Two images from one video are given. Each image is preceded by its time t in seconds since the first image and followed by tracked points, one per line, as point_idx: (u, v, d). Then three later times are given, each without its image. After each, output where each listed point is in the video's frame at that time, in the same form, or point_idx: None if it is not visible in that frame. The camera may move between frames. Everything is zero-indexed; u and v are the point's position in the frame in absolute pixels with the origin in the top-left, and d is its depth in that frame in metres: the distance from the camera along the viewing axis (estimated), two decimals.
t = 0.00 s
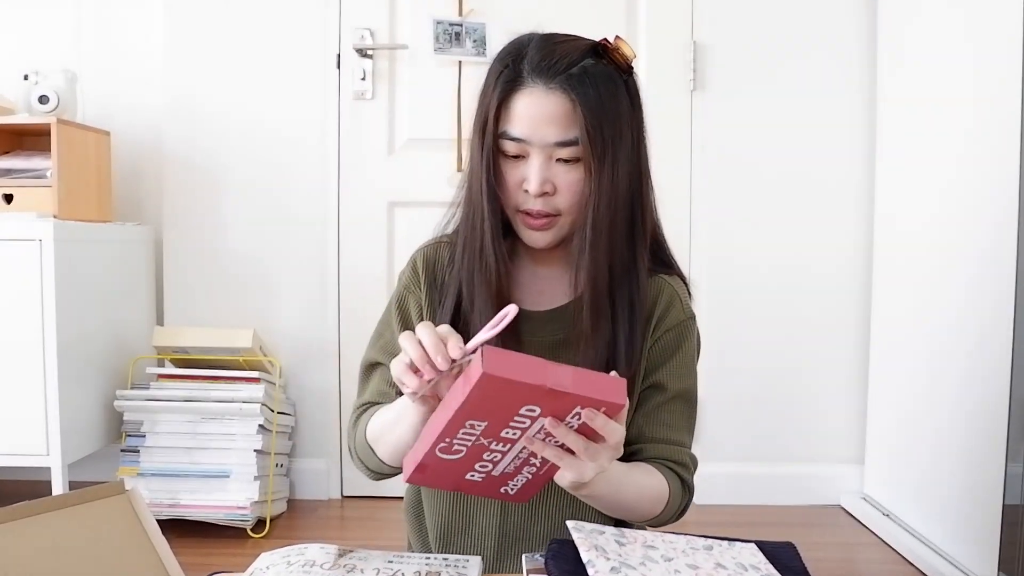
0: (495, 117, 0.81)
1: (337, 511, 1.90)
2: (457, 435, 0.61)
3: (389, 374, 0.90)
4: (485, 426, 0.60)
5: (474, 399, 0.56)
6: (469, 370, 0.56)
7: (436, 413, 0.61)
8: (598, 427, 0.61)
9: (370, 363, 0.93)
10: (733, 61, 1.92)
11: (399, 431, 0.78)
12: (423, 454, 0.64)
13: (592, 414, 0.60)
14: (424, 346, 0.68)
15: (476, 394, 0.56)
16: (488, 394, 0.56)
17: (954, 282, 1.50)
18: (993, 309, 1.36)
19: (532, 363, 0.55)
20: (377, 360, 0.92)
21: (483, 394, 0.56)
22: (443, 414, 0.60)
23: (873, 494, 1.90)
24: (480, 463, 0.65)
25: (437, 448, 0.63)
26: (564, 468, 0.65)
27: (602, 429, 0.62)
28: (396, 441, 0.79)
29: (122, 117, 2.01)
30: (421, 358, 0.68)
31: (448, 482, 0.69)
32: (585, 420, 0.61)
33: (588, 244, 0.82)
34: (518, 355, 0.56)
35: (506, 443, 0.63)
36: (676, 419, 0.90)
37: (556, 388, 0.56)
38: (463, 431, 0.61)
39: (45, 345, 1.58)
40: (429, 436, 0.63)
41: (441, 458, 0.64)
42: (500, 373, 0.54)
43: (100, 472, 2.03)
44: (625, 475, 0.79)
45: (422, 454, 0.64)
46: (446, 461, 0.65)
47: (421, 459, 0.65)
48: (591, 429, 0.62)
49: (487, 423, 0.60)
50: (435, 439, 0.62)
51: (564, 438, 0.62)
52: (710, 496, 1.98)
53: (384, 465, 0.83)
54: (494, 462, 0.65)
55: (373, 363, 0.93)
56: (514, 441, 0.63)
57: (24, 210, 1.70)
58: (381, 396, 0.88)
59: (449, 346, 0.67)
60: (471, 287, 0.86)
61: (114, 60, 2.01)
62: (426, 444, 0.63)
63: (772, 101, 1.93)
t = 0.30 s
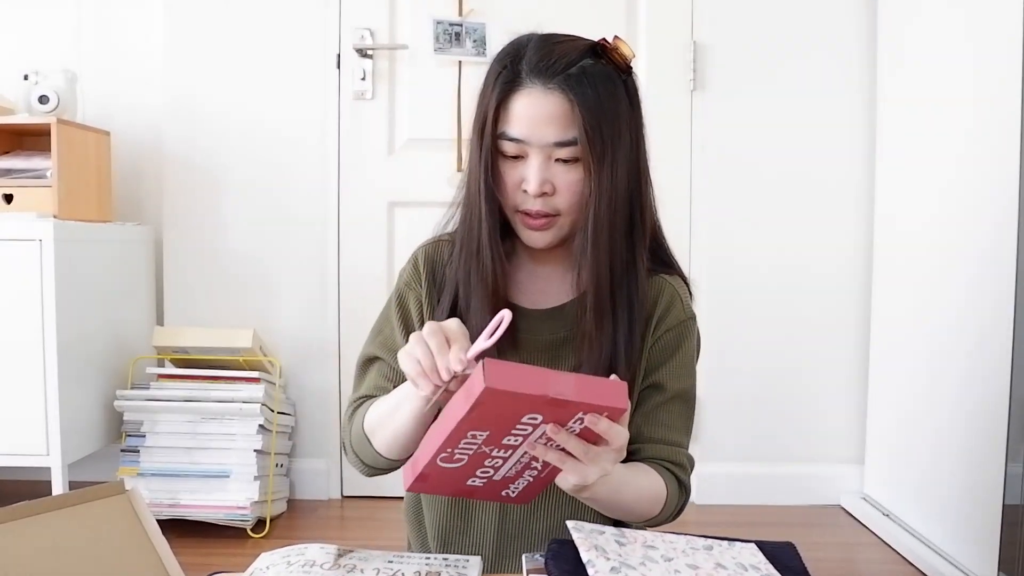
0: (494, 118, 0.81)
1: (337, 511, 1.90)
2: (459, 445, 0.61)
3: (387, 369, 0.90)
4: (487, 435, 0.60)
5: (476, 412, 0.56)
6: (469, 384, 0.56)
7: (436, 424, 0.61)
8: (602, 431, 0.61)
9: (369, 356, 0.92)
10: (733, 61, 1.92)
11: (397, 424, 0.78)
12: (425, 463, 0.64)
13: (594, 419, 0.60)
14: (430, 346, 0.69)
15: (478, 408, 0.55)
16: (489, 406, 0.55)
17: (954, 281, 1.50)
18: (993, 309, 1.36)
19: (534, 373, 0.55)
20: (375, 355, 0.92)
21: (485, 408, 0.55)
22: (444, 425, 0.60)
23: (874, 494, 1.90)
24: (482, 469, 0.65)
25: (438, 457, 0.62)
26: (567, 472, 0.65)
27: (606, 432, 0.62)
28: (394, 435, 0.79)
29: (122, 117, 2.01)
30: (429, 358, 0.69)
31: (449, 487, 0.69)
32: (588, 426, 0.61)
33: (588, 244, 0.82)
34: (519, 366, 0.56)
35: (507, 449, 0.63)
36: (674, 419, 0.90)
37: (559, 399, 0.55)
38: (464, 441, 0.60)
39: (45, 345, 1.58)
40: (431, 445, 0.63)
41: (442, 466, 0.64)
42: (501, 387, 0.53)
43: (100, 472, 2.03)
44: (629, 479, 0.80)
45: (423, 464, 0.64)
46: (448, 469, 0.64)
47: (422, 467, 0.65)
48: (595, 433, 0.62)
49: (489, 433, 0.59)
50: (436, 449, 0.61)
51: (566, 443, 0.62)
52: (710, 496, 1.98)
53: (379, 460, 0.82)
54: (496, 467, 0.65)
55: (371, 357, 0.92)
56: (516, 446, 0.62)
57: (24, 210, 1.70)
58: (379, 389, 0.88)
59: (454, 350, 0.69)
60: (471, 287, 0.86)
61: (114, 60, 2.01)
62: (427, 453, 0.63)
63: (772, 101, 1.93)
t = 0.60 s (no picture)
0: (493, 118, 0.81)
1: (337, 511, 1.90)
2: (467, 427, 0.60)
3: (387, 369, 0.90)
4: (496, 419, 0.59)
5: (488, 391, 0.55)
6: (483, 362, 0.56)
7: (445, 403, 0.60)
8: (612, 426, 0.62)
9: (367, 357, 0.92)
10: (733, 61, 1.92)
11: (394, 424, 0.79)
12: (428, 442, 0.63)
13: (605, 413, 0.60)
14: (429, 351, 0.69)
15: (492, 387, 0.55)
16: (498, 389, 0.55)
17: (954, 281, 1.50)
18: (993, 309, 1.36)
19: (548, 359, 0.55)
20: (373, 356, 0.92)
21: (499, 387, 0.55)
22: (453, 403, 0.60)
23: (874, 494, 1.90)
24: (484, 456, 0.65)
25: (443, 438, 0.62)
26: (571, 466, 0.65)
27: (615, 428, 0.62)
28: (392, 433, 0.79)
29: (122, 117, 2.01)
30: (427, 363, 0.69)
31: (448, 471, 0.68)
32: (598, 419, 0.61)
33: (584, 245, 0.82)
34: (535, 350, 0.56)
35: (513, 437, 0.62)
36: (674, 419, 0.90)
37: (571, 386, 0.55)
38: (471, 424, 0.60)
39: (45, 345, 1.59)
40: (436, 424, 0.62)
41: (446, 449, 0.64)
42: (517, 367, 0.53)
43: (100, 472, 2.03)
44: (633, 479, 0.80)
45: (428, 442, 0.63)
46: (452, 451, 0.64)
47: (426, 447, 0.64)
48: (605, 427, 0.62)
49: (498, 416, 0.59)
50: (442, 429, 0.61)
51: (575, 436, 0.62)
52: (710, 496, 1.97)
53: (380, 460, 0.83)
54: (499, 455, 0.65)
55: (370, 357, 0.92)
56: (522, 435, 0.62)
57: (24, 210, 1.70)
58: (378, 389, 0.88)
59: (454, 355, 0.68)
60: (468, 288, 0.86)
61: (114, 60, 2.01)
62: (432, 433, 0.63)
63: (772, 101, 1.93)
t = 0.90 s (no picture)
0: (494, 120, 0.82)
1: (337, 511, 1.90)
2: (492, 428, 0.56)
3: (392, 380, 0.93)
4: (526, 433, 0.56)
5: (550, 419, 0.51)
6: (559, 390, 0.51)
7: (479, 399, 0.54)
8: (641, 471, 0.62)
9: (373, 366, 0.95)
10: (733, 61, 1.92)
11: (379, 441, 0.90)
12: (439, 419, 0.57)
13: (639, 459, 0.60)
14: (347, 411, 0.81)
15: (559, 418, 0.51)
16: (562, 421, 0.52)
17: (954, 281, 1.50)
18: (992, 310, 1.36)
19: (621, 408, 0.53)
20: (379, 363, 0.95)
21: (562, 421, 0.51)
22: (491, 404, 0.54)
23: (874, 495, 1.89)
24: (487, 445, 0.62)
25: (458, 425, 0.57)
26: (577, 472, 0.65)
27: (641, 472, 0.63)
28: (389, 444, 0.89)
29: (122, 118, 2.01)
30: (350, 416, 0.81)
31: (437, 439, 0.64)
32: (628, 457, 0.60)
33: (587, 245, 0.82)
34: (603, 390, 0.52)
35: (536, 444, 0.61)
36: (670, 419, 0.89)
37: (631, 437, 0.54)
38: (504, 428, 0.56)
39: (45, 345, 1.59)
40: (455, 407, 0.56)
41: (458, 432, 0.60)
42: (596, 411, 0.50)
43: (100, 472, 2.03)
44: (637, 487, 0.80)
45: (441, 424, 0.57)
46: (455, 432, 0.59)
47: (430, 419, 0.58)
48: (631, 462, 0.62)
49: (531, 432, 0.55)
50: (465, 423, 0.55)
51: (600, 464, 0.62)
52: (710, 496, 1.98)
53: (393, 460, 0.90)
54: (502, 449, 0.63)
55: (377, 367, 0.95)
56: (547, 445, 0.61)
57: (24, 211, 1.70)
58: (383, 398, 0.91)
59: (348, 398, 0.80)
60: (468, 288, 0.86)
61: (114, 61, 2.01)
62: (450, 415, 0.57)
63: (772, 101, 1.93)
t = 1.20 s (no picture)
0: (491, 118, 0.81)
1: (337, 511, 1.90)
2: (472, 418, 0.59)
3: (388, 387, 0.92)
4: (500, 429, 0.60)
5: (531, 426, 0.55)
6: (545, 400, 0.54)
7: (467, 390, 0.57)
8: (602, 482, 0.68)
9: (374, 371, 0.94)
10: (733, 61, 1.92)
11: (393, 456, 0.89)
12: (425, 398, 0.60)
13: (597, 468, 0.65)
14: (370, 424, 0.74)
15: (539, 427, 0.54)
16: (540, 429, 0.55)
17: (954, 281, 1.50)
18: (993, 310, 1.36)
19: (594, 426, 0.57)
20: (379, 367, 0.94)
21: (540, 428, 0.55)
22: (478, 396, 0.57)
23: (874, 495, 1.89)
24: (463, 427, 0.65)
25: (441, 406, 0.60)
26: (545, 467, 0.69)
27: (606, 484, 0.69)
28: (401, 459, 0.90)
29: (122, 118, 2.01)
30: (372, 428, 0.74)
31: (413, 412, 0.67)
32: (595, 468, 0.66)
33: (581, 243, 0.82)
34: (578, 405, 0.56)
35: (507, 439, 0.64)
36: (679, 416, 0.91)
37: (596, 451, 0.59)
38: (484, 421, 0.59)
39: (45, 345, 1.59)
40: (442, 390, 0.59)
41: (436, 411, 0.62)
42: (573, 428, 0.54)
43: (100, 472, 2.03)
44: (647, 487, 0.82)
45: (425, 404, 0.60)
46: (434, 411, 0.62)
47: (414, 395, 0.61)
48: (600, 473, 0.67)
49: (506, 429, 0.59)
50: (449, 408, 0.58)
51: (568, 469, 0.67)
52: (710, 496, 1.98)
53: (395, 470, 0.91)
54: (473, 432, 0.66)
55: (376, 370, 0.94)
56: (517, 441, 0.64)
57: (24, 211, 1.70)
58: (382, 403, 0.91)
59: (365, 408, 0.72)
60: (466, 286, 0.86)
61: (114, 61, 2.01)
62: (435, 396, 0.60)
63: (772, 102, 1.93)
